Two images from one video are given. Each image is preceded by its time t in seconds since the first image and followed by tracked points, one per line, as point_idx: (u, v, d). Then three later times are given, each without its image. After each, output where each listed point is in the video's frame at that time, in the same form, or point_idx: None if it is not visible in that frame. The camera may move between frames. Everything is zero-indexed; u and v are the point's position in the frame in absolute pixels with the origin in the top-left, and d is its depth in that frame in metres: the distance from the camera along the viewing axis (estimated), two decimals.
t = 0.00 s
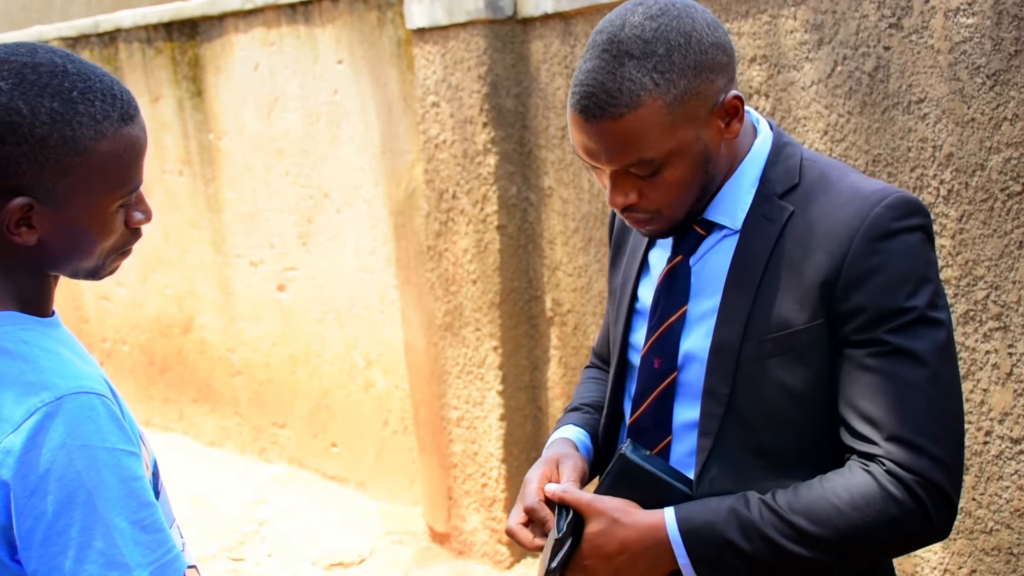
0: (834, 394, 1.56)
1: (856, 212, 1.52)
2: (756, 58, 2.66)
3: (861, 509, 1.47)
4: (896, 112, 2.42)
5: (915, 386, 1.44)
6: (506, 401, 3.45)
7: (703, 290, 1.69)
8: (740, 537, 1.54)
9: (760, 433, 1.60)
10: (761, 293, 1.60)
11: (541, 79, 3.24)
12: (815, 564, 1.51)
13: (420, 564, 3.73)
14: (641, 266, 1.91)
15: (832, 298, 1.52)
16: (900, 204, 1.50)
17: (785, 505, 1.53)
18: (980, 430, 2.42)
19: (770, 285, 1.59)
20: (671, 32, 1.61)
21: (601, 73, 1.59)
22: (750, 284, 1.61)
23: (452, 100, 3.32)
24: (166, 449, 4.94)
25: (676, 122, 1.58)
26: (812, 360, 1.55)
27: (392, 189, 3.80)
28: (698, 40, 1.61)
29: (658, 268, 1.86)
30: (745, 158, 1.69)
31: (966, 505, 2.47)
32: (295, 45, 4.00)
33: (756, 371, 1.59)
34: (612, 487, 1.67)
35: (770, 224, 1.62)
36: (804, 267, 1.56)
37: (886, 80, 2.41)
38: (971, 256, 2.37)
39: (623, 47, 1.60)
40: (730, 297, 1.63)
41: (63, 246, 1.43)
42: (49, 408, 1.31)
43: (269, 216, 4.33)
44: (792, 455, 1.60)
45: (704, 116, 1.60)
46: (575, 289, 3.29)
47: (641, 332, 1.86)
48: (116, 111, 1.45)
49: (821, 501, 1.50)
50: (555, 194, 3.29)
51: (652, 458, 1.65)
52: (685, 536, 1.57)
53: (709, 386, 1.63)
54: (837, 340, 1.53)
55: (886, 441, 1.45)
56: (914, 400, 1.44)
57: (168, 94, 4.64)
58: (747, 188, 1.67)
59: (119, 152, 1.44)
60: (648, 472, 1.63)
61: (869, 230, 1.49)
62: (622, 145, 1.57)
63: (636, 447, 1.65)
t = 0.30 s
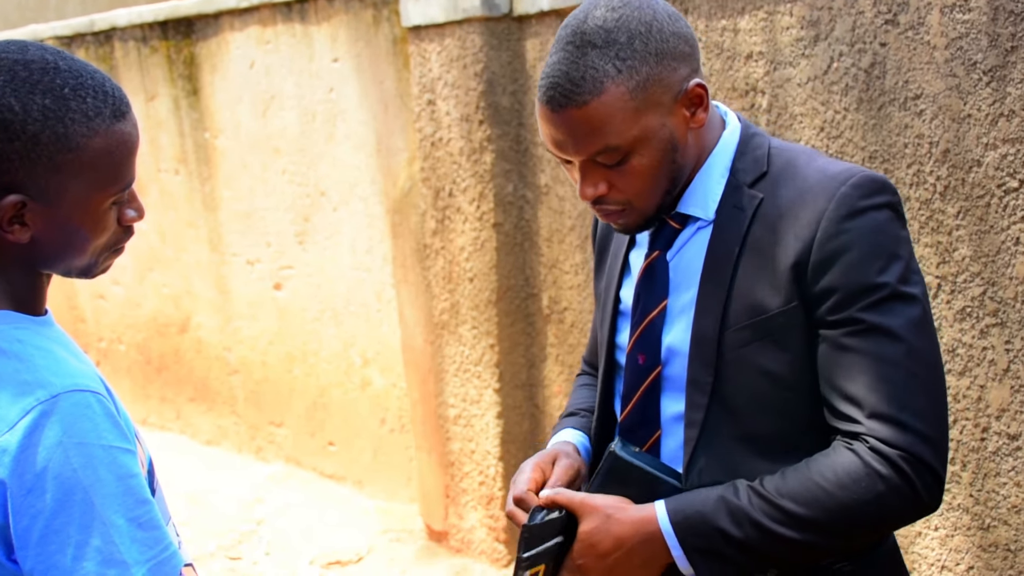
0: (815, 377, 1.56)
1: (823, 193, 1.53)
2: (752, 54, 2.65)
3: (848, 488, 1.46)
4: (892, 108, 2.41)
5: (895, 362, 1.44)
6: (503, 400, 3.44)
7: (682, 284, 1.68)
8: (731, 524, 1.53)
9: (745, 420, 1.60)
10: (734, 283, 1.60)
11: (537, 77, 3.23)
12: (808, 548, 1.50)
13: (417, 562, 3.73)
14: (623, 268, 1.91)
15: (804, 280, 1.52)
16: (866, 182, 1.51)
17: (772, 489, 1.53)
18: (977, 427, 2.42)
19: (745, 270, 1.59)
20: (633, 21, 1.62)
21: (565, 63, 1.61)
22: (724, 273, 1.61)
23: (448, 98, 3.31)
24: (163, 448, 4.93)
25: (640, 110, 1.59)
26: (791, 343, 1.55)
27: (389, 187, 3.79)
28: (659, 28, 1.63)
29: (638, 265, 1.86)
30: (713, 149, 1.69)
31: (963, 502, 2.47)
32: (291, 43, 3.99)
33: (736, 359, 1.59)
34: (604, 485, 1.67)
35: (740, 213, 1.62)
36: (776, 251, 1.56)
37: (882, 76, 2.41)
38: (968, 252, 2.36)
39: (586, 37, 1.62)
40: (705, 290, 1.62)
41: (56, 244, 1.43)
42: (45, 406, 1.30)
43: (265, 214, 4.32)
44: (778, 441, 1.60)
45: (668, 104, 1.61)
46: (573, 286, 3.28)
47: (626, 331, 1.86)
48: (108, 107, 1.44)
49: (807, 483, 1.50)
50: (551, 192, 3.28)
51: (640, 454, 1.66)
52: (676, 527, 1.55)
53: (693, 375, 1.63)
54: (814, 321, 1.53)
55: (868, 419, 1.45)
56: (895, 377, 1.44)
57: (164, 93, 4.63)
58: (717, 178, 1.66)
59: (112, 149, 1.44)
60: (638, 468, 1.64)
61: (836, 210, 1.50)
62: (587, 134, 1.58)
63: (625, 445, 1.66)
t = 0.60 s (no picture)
0: (797, 371, 1.56)
1: (809, 190, 1.53)
2: (749, 52, 2.64)
3: (833, 482, 1.46)
4: (890, 106, 2.41)
5: (879, 357, 1.44)
6: (499, 397, 3.44)
7: (670, 280, 1.67)
8: (715, 520, 1.53)
9: (730, 416, 1.60)
10: (719, 282, 1.60)
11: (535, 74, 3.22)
12: (793, 543, 1.50)
13: (412, 559, 3.73)
14: (612, 263, 1.90)
15: (789, 275, 1.53)
16: (850, 179, 1.52)
17: (756, 484, 1.52)
18: (974, 425, 2.42)
19: (730, 266, 1.59)
20: (622, 12, 1.64)
21: (553, 50, 1.62)
22: (709, 268, 1.60)
23: (446, 95, 3.30)
24: (159, 444, 4.92)
25: (624, 99, 1.60)
26: (776, 339, 1.55)
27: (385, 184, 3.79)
28: (649, 20, 1.64)
29: (626, 260, 1.86)
30: (700, 144, 1.69)
31: (959, 501, 2.47)
32: (287, 40, 3.99)
33: (720, 355, 1.59)
34: (588, 476, 1.63)
35: (726, 209, 1.62)
36: (761, 247, 1.56)
37: (879, 74, 2.41)
38: (965, 250, 2.36)
39: (575, 25, 1.64)
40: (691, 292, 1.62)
41: (54, 239, 1.42)
42: (40, 401, 1.30)
43: (261, 211, 4.31)
44: (763, 437, 1.59)
45: (653, 95, 1.62)
46: (570, 284, 3.28)
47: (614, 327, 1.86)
48: (108, 103, 1.43)
49: (792, 478, 1.49)
50: (548, 189, 3.27)
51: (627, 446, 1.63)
52: (659, 522, 1.55)
53: (677, 371, 1.62)
54: (799, 317, 1.53)
55: (854, 415, 1.45)
56: (880, 372, 1.44)
57: (161, 89, 4.62)
58: (704, 174, 1.66)
59: (112, 144, 1.43)
60: (624, 460, 1.61)
61: (821, 206, 1.50)
62: (571, 120, 1.59)
63: (612, 435, 1.63)
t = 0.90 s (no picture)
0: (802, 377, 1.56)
1: (824, 195, 1.53)
2: (749, 49, 2.64)
3: (823, 490, 1.47)
4: (889, 104, 2.41)
5: (879, 367, 1.44)
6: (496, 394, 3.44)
7: (677, 274, 1.68)
8: (704, 519, 1.52)
9: (732, 417, 1.60)
10: (728, 280, 1.60)
11: (533, 70, 3.22)
12: (780, 547, 1.50)
13: (409, 556, 3.73)
14: (621, 254, 1.86)
15: (799, 279, 1.53)
16: (866, 187, 1.51)
17: (749, 487, 1.52)
18: (972, 424, 2.42)
19: (738, 267, 1.59)
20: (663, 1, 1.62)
21: (590, 32, 1.59)
22: (718, 267, 1.61)
23: (444, 91, 3.30)
24: (156, 440, 4.91)
25: (657, 90, 1.58)
26: (782, 343, 1.55)
27: (383, 180, 3.79)
28: (689, 12, 1.62)
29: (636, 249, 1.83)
30: (720, 140, 1.68)
31: (957, 499, 2.47)
32: (285, 35, 3.98)
33: (726, 353, 1.59)
34: (585, 475, 1.65)
35: (739, 208, 1.62)
36: (772, 250, 1.56)
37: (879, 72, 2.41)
38: (964, 249, 2.37)
39: (613, 11, 1.61)
40: (698, 284, 1.62)
41: (54, 233, 1.41)
42: (39, 395, 1.30)
43: (259, 207, 4.31)
44: (766, 440, 1.60)
45: (685, 88, 1.61)
46: (568, 281, 3.28)
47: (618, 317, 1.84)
48: (111, 97, 1.43)
49: (784, 482, 1.50)
50: (546, 185, 3.27)
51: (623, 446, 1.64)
52: (650, 519, 1.55)
53: (683, 369, 1.62)
54: (805, 323, 1.54)
55: (852, 423, 1.46)
56: (879, 382, 1.44)
57: (158, 84, 4.61)
58: (720, 172, 1.66)
59: (114, 139, 1.42)
60: (619, 459, 1.62)
61: (836, 212, 1.50)
62: (601, 106, 1.57)
63: (607, 435, 1.65)
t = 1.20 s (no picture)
0: (819, 380, 1.56)
1: (846, 199, 1.53)
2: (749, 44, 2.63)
3: (844, 496, 1.47)
4: (889, 99, 2.41)
5: (902, 376, 1.45)
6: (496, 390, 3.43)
7: (691, 272, 1.68)
8: (724, 521, 1.53)
9: (748, 418, 1.60)
10: (746, 282, 1.60)
11: (533, 65, 3.23)
12: (797, 551, 1.51)
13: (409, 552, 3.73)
14: (633, 246, 1.86)
15: (819, 283, 1.52)
16: (890, 193, 1.51)
17: (768, 491, 1.52)
18: (972, 420, 2.43)
19: (756, 269, 1.59)
20: None
21: (627, 6, 1.59)
22: (736, 268, 1.61)
23: (443, 87, 3.29)
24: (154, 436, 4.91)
25: (684, 74, 1.58)
26: (799, 346, 1.55)
27: (383, 176, 3.79)
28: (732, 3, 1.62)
29: (648, 244, 1.82)
30: (740, 137, 1.68)
31: (957, 495, 2.48)
32: (284, 30, 3.97)
33: (743, 354, 1.59)
34: (595, 475, 1.64)
35: (759, 207, 1.62)
36: (792, 252, 1.56)
37: (879, 67, 2.41)
38: (964, 245, 2.37)
39: None
40: (715, 284, 1.62)
41: (54, 227, 1.41)
42: (41, 389, 1.30)
43: (258, 202, 4.30)
44: (780, 441, 1.60)
45: (712, 78, 1.60)
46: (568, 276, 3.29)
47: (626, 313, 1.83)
48: (111, 91, 1.43)
49: (804, 487, 1.50)
50: (547, 181, 3.28)
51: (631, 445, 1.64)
52: (669, 518, 1.55)
53: (694, 368, 1.62)
54: (824, 326, 1.54)
55: (873, 431, 1.46)
56: (901, 390, 1.45)
57: (157, 79, 4.61)
58: (738, 170, 1.66)
59: (114, 133, 1.42)
60: (630, 459, 1.61)
61: (859, 217, 1.50)
62: (625, 80, 1.57)
63: (615, 433, 1.65)
